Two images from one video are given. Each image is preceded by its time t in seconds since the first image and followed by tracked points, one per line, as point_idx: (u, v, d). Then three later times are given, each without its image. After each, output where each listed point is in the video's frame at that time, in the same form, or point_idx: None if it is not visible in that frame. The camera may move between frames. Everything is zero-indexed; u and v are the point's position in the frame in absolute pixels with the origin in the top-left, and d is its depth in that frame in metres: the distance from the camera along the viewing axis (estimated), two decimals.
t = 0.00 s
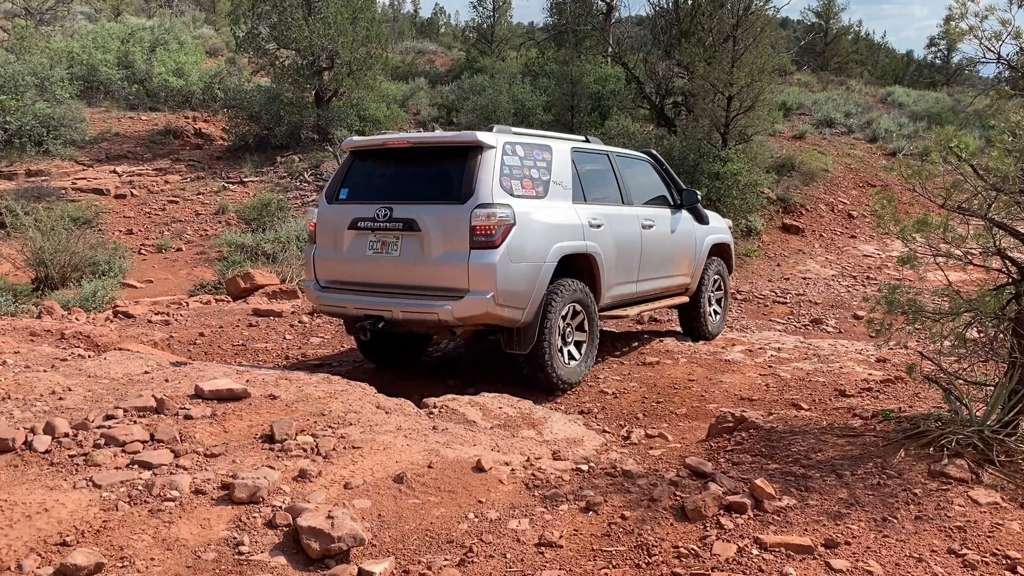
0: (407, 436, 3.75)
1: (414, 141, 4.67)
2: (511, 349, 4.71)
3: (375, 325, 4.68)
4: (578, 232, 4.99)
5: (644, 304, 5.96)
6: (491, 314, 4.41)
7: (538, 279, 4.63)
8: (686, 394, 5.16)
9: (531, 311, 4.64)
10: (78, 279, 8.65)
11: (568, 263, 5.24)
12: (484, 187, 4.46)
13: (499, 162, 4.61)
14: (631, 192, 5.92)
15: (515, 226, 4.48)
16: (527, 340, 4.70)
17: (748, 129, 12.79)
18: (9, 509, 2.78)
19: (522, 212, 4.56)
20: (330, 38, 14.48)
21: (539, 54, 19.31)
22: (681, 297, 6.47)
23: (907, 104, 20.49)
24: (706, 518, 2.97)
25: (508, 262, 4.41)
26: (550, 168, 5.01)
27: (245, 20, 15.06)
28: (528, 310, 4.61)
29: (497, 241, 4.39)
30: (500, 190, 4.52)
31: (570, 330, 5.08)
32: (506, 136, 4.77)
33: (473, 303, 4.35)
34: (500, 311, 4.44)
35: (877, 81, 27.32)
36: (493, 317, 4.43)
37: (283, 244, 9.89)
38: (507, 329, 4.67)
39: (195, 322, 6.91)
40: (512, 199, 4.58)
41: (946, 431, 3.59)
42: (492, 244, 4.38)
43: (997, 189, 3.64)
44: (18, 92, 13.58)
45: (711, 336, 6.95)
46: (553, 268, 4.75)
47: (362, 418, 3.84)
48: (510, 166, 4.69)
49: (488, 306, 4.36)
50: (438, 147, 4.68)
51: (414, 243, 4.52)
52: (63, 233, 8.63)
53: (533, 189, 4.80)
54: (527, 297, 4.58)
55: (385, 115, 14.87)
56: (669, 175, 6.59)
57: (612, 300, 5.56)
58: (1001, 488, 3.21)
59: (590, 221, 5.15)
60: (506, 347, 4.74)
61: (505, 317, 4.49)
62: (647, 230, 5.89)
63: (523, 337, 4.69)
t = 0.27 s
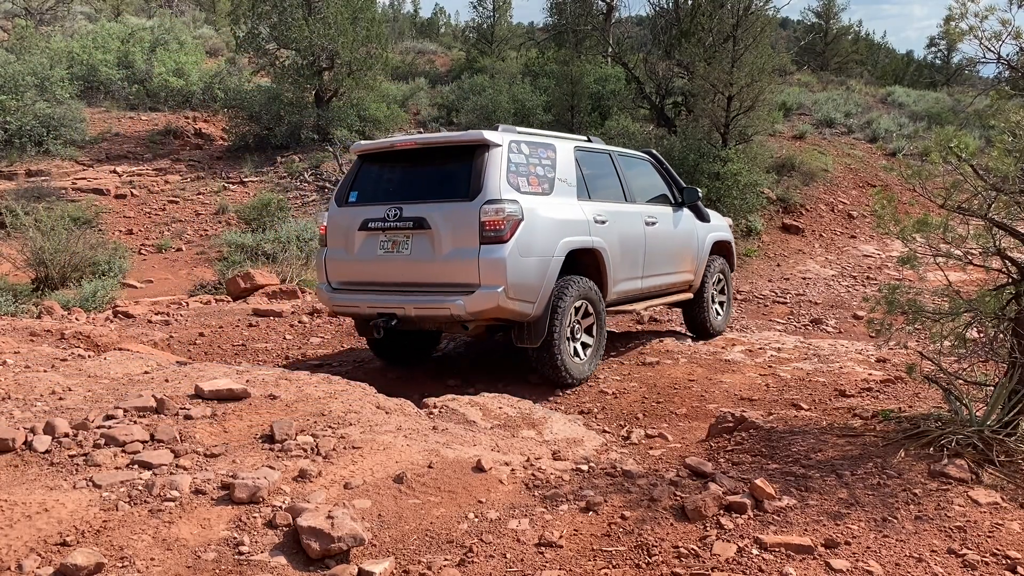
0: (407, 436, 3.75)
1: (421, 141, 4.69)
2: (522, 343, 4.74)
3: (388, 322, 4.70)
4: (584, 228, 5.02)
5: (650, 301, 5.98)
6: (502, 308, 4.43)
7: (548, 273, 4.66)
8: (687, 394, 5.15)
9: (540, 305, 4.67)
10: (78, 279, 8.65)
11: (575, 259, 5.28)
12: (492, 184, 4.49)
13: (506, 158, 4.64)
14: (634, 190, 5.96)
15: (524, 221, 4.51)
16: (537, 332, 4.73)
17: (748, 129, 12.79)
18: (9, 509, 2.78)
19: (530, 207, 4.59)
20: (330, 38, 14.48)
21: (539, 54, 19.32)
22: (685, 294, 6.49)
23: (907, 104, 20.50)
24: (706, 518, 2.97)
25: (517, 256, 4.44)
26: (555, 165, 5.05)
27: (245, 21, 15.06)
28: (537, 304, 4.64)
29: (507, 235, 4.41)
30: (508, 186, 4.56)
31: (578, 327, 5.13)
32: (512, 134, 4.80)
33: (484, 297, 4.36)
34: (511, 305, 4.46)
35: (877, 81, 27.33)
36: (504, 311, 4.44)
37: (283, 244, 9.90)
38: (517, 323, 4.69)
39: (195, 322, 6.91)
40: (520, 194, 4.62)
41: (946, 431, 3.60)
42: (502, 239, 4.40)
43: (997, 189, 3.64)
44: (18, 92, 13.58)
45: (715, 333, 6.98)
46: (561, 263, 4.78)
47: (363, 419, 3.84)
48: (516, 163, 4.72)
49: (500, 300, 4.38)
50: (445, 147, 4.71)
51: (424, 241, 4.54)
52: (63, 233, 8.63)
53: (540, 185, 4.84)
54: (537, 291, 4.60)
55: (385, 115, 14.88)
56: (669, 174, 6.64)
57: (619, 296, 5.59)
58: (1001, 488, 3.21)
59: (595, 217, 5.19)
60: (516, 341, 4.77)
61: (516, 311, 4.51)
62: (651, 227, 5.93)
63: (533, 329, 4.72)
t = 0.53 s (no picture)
0: (407, 436, 3.75)
1: (435, 136, 4.83)
2: (532, 332, 4.87)
3: (403, 311, 4.80)
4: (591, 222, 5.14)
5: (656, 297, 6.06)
6: (513, 295, 4.53)
7: (557, 263, 4.78)
8: (686, 394, 5.15)
9: (550, 292, 4.79)
10: (78, 279, 8.65)
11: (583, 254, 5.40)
12: (503, 174, 4.62)
13: (516, 151, 4.78)
14: (640, 189, 6.06)
15: (534, 210, 4.64)
16: (547, 321, 4.86)
17: (748, 129, 12.77)
18: (9, 509, 2.78)
19: (539, 198, 4.73)
20: (330, 38, 14.49)
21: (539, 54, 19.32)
22: (690, 293, 6.55)
23: (907, 104, 20.50)
24: (705, 518, 2.97)
25: (528, 244, 4.55)
26: (562, 162, 5.19)
27: (245, 21, 15.06)
28: (548, 291, 4.76)
29: (518, 224, 4.53)
30: (518, 177, 4.69)
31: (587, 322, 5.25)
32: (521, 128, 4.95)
33: (496, 284, 4.47)
34: (523, 292, 4.57)
35: (877, 81, 27.34)
36: (516, 298, 4.55)
37: (283, 244, 9.90)
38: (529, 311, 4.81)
39: (195, 322, 6.91)
40: (530, 186, 4.75)
41: (946, 431, 3.60)
42: (513, 227, 4.52)
43: (997, 189, 3.63)
44: (18, 92, 13.58)
45: (721, 332, 7.03)
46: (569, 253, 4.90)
47: (363, 419, 3.85)
48: (526, 156, 4.86)
49: (512, 286, 4.48)
50: (458, 141, 4.84)
51: (438, 231, 4.67)
52: (63, 233, 8.63)
53: (548, 179, 4.97)
54: (547, 279, 4.72)
55: (385, 115, 14.91)
56: (673, 176, 6.68)
57: (626, 291, 5.67)
58: (1000, 488, 3.21)
59: (602, 212, 5.30)
60: (528, 330, 4.89)
61: (527, 298, 4.62)
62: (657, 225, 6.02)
63: (544, 318, 4.85)
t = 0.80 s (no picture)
0: (407, 436, 3.75)
1: (443, 134, 4.84)
2: (540, 326, 4.88)
3: (412, 306, 4.82)
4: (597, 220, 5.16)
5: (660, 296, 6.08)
6: (520, 290, 4.54)
7: (563, 259, 4.79)
8: (687, 394, 5.15)
9: (557, 287, 4.80)
10: (78, 279, 8.65)
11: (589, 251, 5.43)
12: (510, 170, 4.64)
13: (523, 148, 4.79)
14: (644, 190, 6.08)
15: (541, 206, 4.65)
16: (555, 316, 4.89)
17: (748, 129, 12.76)
18: (9, 509, 2.78)
19: (546, 194, 4.74)
20: (330, 38, 14.49)
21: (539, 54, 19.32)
22: (693, 293, 6.56)
23: (907, 104, 20.50)
24: (706, 518, 2.97)
25: (535, 239, 4.56)
26: (568, 160, 5.21)
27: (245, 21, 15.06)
28: (555, 286, 4.77)
29: (525, 219, 4.54)
30: (524, 173, 4.70)
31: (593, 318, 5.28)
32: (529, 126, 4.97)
33: (505, 279, 4.47)
34: (530, 287, 4.58)
35: (877, 81, 27.35)
36: (524, 292, 4.56)
37: (283, 244, 9.90)
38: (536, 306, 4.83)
39: (195, 322, 6.91)
40: (536, 182, 4.77)
41: (946, 431, 3.60)
42: (520, 222, 4.52)
43: (996, 189, 3.63)
44: (18, 92, 13.58)
45: (724, 332, 7.05)
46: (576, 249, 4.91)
47: (363, 419, 3.85)
48: (533, 154, 4.87)
49: (519, 281, 4.49)
50: (466, 138, 4.85)
51: (446, 227, 4.68)
52: (63, 233, 8.63)
53: (555, 177, 4.99)
54: (554, 274, 4.73)
55: (384, 115, 14.92)
56: (676, 177, 6.69)
57: (631, 289, 5.69)
58: (1001, 488, 3.21)
59: (608, 210, 5.32)
60: (534, 325, 4.91)
61: (534, 292, 4.63)
62: (661, 225, 6.04)
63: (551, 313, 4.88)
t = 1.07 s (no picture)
0: (407, 436, 3.75)
1: (455, 139, 4.87)
2: (547, 330, 4.90)
3: (422, 308, 4.82)
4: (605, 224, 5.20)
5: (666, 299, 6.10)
6: (530, 293, 4.59)
7: (572, 263, 4.83)
8: (687, 394, 5.14)
9: (565, 291, 4.85)
10: (78, 279, 8.65)
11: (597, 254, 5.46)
12: (521, 176, 4.68)
13: (533, 154, 4.83)
14: (650, 193, 6.11)
15: (551, 211, 4.70)
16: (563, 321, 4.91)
17: (748, 129, 12.76)
18: (10, 509, 2.78)
19: (555, 199, 4.78)
20: (330, 38, 14.49)
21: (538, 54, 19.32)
22: (699, 295, 6.56)
23: (907, 104, 20.51)
24: (706, 518, 2.97)
25: (545, 244, 4.61)
26: (576, 165, 5.24)
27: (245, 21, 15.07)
28: (563, 290, 4.82)
29: (535, 224, 4.58)
30: (534, 179, 4.74)
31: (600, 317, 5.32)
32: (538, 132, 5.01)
33: (515, 283, 4.52)
34: (539, 291, 4.62)
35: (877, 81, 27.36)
36: (534, 296, 4.61)
37: (283, 244, 9.89)
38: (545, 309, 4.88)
39: (195, 322, 6.91)
40: (546, 187, 4.80)
41: (945, 431, 3.60)
42: (530, 228, 4.57)
43: (996, 189, 3.63)
44: (18, 92, 13.58)
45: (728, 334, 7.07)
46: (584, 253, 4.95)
47: (363, 418, 3.85)
48: (543, 160, 4.91)
49: (529, 285, 4.54)
50: (476, 144, 4.88)
51: (457, 231, 4.70)
52: (63, 233, 8.63)
53: (563, 181, 5.03)
54: (562, 277, 4.78)
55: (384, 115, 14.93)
56: (681, 180, 6.68)
57: (637, 291, 5.72)
58: (1001, 488, 3.21)
59: (615, 214, 5.36)
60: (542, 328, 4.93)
61: (544, 296, 4.68)
62: (668, 228, 6.06)
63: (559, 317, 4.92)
